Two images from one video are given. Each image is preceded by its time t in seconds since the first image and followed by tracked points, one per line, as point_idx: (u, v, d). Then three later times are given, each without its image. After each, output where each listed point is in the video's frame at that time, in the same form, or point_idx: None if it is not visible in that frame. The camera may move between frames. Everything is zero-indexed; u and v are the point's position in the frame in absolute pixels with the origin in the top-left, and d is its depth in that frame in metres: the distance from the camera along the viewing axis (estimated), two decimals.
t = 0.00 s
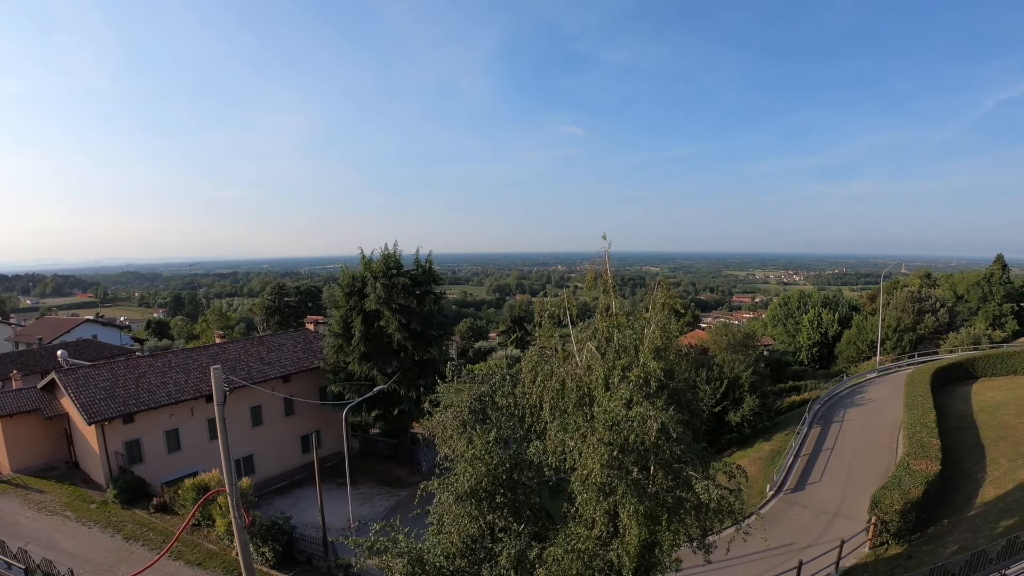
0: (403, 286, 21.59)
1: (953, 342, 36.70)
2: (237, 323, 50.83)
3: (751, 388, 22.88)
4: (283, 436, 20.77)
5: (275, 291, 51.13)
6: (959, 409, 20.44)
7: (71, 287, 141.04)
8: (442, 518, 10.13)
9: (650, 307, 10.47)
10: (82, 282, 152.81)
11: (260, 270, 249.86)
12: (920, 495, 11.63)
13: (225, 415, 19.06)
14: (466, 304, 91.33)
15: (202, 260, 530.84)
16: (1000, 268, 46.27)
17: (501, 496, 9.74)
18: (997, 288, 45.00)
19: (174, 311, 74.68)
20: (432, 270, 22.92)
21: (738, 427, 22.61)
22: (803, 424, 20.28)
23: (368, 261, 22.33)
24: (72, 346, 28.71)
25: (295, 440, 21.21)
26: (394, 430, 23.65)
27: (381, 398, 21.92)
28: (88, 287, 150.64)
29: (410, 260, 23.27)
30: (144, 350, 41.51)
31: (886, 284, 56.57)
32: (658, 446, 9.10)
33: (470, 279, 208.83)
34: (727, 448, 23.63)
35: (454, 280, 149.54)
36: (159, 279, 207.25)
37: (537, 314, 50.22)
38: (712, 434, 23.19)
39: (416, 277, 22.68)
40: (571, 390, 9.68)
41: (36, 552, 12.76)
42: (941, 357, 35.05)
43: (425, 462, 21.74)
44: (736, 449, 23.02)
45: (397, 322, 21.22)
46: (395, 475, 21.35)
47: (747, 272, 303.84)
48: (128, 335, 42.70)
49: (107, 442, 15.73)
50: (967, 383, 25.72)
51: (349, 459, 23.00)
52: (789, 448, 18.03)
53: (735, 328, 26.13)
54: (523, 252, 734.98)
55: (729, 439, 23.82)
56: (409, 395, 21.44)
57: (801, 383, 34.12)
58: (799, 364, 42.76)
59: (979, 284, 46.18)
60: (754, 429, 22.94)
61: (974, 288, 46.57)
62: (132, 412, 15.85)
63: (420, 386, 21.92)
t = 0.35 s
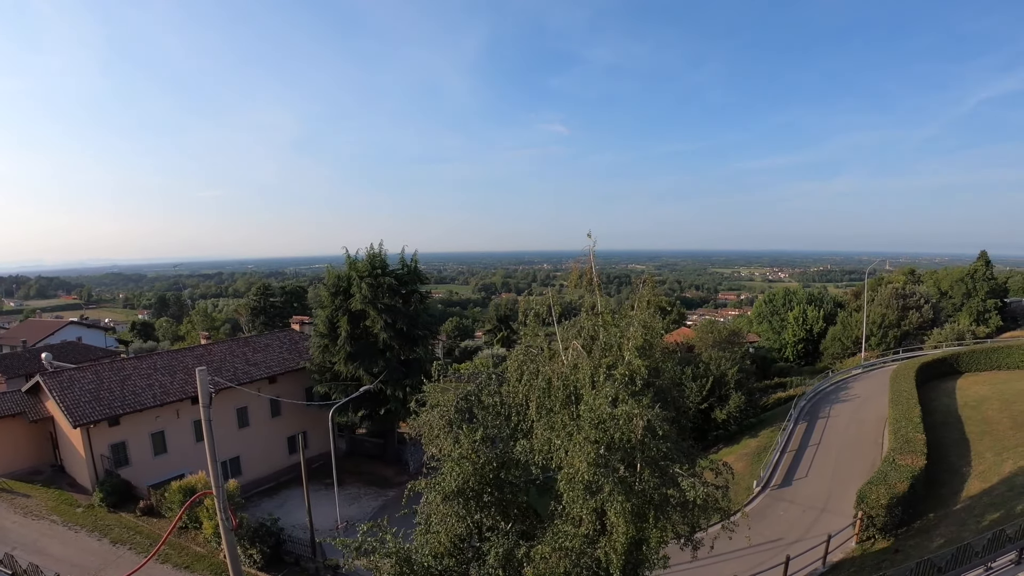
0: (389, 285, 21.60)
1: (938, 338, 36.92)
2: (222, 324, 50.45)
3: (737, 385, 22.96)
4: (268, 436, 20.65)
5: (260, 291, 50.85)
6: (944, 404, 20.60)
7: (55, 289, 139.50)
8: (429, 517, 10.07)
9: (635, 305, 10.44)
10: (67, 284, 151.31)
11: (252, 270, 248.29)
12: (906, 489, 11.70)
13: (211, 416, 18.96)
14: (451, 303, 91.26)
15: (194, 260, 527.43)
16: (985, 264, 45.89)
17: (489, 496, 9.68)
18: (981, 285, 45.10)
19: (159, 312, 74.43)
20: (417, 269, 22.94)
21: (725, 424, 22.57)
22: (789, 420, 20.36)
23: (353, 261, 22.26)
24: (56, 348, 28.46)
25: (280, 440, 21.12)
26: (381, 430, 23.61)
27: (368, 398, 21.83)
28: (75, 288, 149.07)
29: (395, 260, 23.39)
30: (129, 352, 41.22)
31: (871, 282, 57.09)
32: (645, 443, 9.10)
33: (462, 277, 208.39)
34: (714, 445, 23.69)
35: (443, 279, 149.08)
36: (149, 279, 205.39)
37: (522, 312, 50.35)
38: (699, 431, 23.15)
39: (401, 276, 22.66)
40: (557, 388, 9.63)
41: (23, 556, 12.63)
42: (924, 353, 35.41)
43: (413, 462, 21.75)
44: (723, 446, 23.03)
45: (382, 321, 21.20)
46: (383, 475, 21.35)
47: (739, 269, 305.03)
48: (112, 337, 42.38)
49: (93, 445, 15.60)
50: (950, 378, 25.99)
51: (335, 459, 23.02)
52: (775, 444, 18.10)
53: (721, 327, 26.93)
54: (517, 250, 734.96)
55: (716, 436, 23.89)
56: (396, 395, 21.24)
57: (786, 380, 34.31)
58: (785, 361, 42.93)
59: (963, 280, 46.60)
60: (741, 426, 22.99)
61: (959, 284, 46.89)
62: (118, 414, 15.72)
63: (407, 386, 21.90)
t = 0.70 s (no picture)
0: (374, 286, 21.56)
1: (922, 335, 37.21)
2: (207, 326, 50.03)
3: (723, 382, 23.07)
4: (253, 438, 20.50)
5: (245, 293, 50.51)
6: (929, 399, 20.78)
7: (38, 292, 137.94)
8: (417, 519, 10.04)
9: (621, 304, 10.45)
10: (52, 288, 149.53)
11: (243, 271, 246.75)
12: (892, 485, 11.76)
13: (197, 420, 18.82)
14: (435, 304, 91.20)
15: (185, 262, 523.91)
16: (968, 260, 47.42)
17: (475, 496, 9.65)
18: (963, 281, 46.33)
19: (144, 316, 74.20)
20: (402, 270, 23.02)
21: (711, 422, 22.76)
22: (775, 417, 20.42)
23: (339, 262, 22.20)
24: (39, 352, 28.17)
25: (267, 443, 20.99)
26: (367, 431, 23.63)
27: (354, 399, 21.77)
28: (63, 291, 147.60)
29: (380, 261, 23.35)
30: (114, 355, 40.89)
31: (855, 279, 57.71)
32: (631, 442, 9.08)
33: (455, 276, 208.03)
34: (700, 443, 23.81)
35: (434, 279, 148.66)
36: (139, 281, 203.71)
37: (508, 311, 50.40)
38: (685, 429, 23.28)
39: (386, 277, 22.70)
40: (543, 388, 9.60)
41: (9, 563, 12.48)
42: (908, 349, 35.78)
43: (401, 464, 21.73)
44: (710, 443, 23.15)
45: (368, 323, 21.16)
46: (369, 476, 21.33)
47: (730, 266, 306.48)
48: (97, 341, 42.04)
49: (78, 450, 15.46)
50: (934, 373, 26.25)
51: (322, 462, 22.94)
52: (762, 442, 18.16)
53: (705, 326, 26.13)
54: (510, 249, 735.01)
55: (702, 434, 24.01)
56: (382, 396, 21.21)
57: (773, 377, 34.54)
58: (771, 359, 42.79)
59: (947, 277, 47.38)
60: (727, 424, 23.12)
61: (942, 281, 47.44)
62: (103, 418, 15.59)
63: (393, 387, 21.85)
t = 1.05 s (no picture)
0: (358, 287, 21.51)
1: (906, 334, 37.57)
2: (191, 329, 49.72)
3: (707, 381, 23.26)
4: (237, 440, 20.37)
5: (229, 295, 50.05)
6: (913, 398, 20.97)
7: (21, 295, 136.10)
8: (403, 520, 9.98)
9: (605, 304, 10.45)
10: (36, 290, 147.59)
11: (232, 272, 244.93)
12: (876, 482, 11.83)
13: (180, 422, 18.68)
14: (418, 304, 90.99)
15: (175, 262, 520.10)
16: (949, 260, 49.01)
17: (461, 497, 9.59)
18: (946, 280, 47.38)
19: (126, 317, 73.53)
20: (387, 271, 22.83)
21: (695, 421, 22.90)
22: (760, 416, 20.49)
23: (323, 263, 22.04)
24: (22, 356, 27.85)
25: (251, 446, 20.88)
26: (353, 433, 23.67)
27: (339, 401, 21.71)
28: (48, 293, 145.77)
29: (365, 262, 23.25)
30: (98, 357, 40.52)
31: (838, 279, 58.57)
32: (616, 442, 9.02)
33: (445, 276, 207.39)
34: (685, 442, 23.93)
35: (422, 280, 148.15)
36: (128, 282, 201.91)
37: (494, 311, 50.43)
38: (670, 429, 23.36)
39: (371, 278, 22.52)
40: (528, 388, 9.53)
41: None
42: (891, 348, 36.09)
43: (385, 465, 21.65)
44: (694, 442, 23.26)
45: (352, 324, 21.05)
46: (354, 478, 21.35)
47: (721, 266, 308.54)
48: (80, 343, 41.66)
49: (61, 453, 15.31)
50: (918, 372, 26.52)
51: (307, 463, 22.90)
52: (746, 441, 18.26)
53: (689, 326, 27.61)
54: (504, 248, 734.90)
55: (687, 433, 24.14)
56: (366, 398, 21.23)
57: (757, 376, 34.76)
58: (755, 358, 43.14)
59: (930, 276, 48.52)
60: (712, 423, 23.27)
61: (925, 280, 48.28)
62: (87, 422, 15.46)
63: (378, 388, 21.84)
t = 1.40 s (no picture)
0: (341, 289, 21.46)
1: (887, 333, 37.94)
2: (173, 330, 49.28)
3: (689, 382, 23.38)
4: (220, 443, 20.24)
5: (210, 296, 49.62)
6: (894, 396, 21.18)
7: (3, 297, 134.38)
8: (386, 522, 9.91)
9: (588, 304, 10.43)
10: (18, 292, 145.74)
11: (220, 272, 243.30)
12: (858, 480, 11.91)
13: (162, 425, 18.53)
14: (401, 306, 90.90)
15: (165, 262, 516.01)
16: (930, 260, 50.94)
17: (444, 498, 9.54)
18: (928, 281, 48.56)
19: (108, 319, 72.97)
20: (370, 272, 22.75)
21: (678, 421, 22.99)
22: (742, 416, 20.56)
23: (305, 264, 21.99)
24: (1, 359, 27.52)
25: (234, 449, 20.75)
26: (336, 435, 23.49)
27: (321, 403, 21.66)
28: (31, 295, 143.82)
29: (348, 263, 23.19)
30: (79, 360, 40.14)
31: (820, 279, 59.46)
32: (599, 442, 8.98)
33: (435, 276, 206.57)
34: (669, 441, 24.03)
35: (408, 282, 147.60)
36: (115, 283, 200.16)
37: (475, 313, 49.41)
38: (653, 429, 23.43)
39: (354, 280, 22.43)
40: (510, 390, 9.46)
41: None
42: (872, 348, 36.49)
43: (368, 466, 21.79)
44: (678, 442, 23.38)
45: (335, 325, 21.01)
46: (337, 480, 21.25)
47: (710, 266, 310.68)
48: (62, 346, 41.26)
49: (42, 457, 15.15)
50: (899, 371, 26.79)
51: (290, 466, 22.81)
52: (729, 440, 18.33)
53: (671, 326, 26.66)
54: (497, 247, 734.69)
55: (671, 433, 24.23)
56: (349, 399, 21.12)
57: (741, 376, 34.95)
58: (737, 358, 43.38)
59: (911, 277, 49.87)
60: (695, 422, 23.40)
61: (907, 281, 49.50)
62: (68, 425, 15.31)
63: (361, 390, 21.76)
